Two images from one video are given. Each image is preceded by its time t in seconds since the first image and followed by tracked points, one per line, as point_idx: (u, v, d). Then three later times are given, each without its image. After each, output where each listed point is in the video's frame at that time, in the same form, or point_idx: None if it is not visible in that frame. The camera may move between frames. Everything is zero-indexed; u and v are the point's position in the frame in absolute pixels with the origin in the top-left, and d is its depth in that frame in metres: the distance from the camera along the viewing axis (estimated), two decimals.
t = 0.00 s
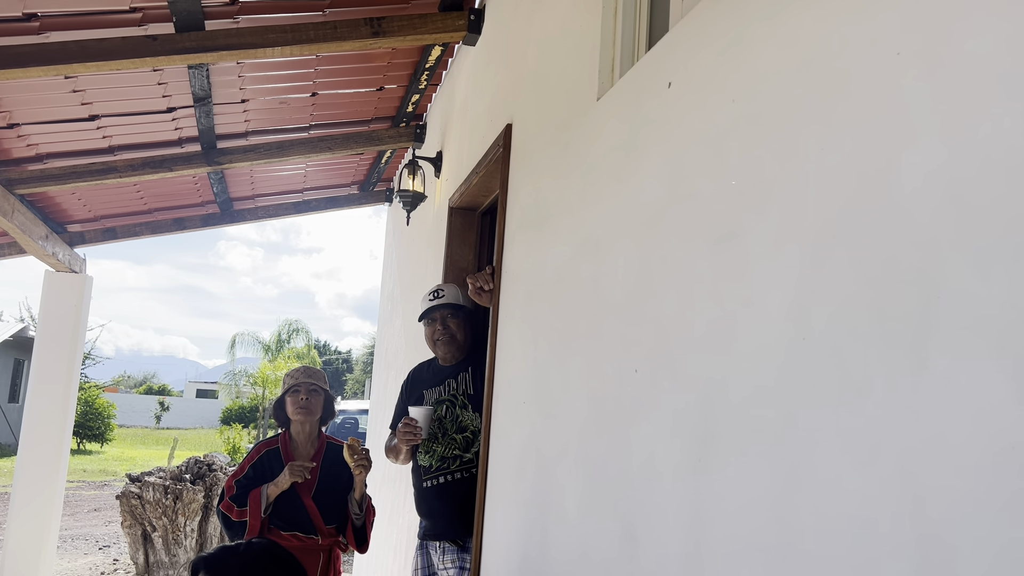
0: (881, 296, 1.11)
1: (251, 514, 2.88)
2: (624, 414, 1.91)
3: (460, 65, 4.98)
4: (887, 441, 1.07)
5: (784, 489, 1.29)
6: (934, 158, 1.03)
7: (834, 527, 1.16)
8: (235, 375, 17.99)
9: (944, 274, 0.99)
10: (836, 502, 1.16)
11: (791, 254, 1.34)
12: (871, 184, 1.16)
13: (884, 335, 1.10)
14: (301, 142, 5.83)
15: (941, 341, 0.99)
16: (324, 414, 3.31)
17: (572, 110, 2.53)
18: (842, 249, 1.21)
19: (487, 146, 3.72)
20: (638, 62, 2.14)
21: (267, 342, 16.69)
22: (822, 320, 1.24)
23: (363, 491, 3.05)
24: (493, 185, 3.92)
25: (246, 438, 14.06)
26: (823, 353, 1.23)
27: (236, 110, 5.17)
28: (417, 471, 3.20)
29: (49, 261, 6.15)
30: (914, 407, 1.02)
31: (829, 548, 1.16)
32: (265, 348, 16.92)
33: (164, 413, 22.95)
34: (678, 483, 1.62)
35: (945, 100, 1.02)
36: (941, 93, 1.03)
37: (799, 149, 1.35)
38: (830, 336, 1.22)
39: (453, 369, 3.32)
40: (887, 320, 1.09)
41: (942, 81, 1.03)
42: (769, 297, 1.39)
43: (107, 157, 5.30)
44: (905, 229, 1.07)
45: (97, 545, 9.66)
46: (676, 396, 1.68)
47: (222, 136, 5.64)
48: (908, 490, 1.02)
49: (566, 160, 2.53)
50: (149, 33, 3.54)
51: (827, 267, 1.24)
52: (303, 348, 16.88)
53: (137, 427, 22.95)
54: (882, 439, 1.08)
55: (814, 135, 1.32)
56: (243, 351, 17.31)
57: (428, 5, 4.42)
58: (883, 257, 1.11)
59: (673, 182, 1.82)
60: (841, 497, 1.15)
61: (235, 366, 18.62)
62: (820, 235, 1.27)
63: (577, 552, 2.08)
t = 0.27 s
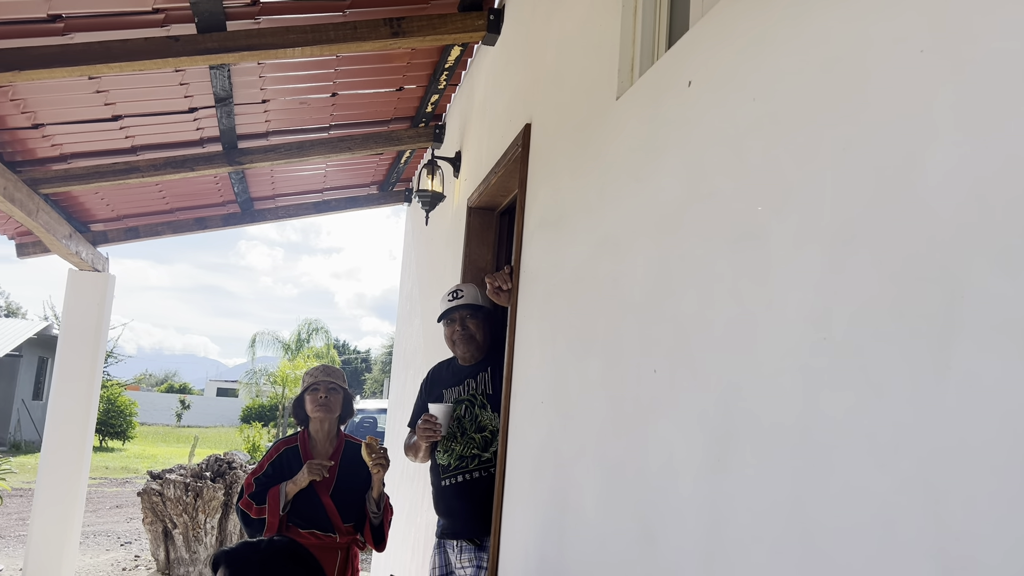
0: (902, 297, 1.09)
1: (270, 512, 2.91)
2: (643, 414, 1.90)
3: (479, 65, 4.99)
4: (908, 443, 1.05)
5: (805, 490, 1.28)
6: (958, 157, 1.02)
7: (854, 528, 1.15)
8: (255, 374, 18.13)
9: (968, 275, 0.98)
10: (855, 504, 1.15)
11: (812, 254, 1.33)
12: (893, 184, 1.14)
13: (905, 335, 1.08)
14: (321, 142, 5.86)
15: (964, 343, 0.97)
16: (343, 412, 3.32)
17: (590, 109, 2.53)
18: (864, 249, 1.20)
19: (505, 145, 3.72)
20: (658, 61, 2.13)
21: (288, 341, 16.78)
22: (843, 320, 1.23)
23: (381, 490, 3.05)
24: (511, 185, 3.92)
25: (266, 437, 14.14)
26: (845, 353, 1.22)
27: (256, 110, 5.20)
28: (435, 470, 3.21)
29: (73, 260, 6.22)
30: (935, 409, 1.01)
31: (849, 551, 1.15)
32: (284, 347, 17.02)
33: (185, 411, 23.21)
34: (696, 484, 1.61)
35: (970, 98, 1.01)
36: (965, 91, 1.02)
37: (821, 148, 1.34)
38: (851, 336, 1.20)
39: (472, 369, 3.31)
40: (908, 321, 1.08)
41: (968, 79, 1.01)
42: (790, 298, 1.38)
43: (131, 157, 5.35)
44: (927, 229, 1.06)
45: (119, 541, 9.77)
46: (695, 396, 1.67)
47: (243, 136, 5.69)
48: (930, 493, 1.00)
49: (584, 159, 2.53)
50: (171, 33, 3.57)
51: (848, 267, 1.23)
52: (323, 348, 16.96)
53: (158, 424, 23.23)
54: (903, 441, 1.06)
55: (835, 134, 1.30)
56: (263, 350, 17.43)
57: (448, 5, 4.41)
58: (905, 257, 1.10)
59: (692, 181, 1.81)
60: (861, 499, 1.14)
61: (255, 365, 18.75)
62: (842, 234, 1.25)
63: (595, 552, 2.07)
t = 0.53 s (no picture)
0: (943, 292, 1.07)
1: (306, 506, 2.94)
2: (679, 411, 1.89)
3: (514, 64, 5.00)
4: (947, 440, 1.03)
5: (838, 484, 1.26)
6: (1001, 149, 0.99)
7: (889, 522, 1.13)
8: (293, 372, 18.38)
9: (1011, 269, 0.95)
10: (891, 502, 1.13)
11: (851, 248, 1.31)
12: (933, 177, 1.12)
13: (945, 331, 1.06)
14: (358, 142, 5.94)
15: (1008, 339, 0.95)
16: (379, 409, 3.32)
17: (627, 106, 2.53)
18: (903, 242, 1.17)
19: (541, 143, 3.73)
20: (695, 57, 2.12)
21: (325, 340, 16.94)
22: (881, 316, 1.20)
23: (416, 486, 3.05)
24: (546, 183, 3.94)
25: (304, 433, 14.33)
26: (883, 346, 1.19)
27: (296, 110, 5.27)
28: (470, 466, 3.20)
29: (118, 258, 6.33)
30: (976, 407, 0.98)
31: (885, 550, 1.13)
32: (322, 346, 17.21)
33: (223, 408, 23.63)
34: (732, 480, 1.60)
35: (1015, 88, 0.98)
36: (1010, 81, 0.99)
37: (860, 141, 1.31)
38: (888, 332, 1.18)
39: (508, 366, 3.32)
40: (948, 316, 1.05)
41: (1014, 69, 0.98)
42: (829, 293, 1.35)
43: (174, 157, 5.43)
44: (969, 222, 1.03)
45: (160, 534, 9.99)
46: (731, 392, 1.65)
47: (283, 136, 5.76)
48: (970, 492, 0.98)
49: (620, 156, 2.53)
50: (214, 35, 3.63)
51: (887, 260, 1.20)
52: (360, 346, 17.12)
53: (198, 420, 23.71)
54: (942, 438, 1.04)
55: (875, 127, 1.28)
56: (300, 348, 17.64)
57: (484, 5, 4.39)
58: (945, 252, 1.07)
59: (730, 177, 1.79)
60: (897, 497, 1.12)
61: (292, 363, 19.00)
62: (882, 224, 1.23)
63: (629, 548, 2.07)
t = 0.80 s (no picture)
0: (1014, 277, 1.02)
1: (380, 493, 3.03)
2: (746, 400, 1.86)
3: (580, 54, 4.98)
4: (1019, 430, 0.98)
5: (905, 476, 1.22)
6: None
7: (957, 513, 1.09)
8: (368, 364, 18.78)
9: None
10: (960, 492, 1.09)
11: (916, 230, 1.25)
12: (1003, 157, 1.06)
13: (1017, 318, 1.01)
14: (428, 137, 6.04)
15: None
16: (449, 397, 3.37)
17: (692, 94, 2.50)
18: (971, 224, 1.12)
19: (607, 133, 3.72)
20: (761, 42, 2.08)
21: (399, 332, 17.22)
22: (947, 301, 1.15)
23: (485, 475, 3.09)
24: (612, 173, 3.92)
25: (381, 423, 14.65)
26: (951, 332, 1.14)
27: (367, 107, 5.39)
28: (539, 455, 3.21)
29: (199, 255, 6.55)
30: None
31: (954, 541, 1.09)
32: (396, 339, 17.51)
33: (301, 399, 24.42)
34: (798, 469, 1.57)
35: None
36: None
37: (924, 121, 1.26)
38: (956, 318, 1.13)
39: (576, 356, 3.32)
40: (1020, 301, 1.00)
41: None
42: (894, 279, 1.30)
43: (251, 155, 5.62)
44: None
45: (245, 519, 10.42)
46: (797, 380, 1.62)
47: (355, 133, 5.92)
48: None
49: (685, 145, 2.50)
50: (287, 36, 3.70)
51: (954, 243, 1.15)
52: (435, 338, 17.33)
53: (276, 412, 24.58)
54: (1014, 427, 0.99)
55: (939, 106, 1.22)
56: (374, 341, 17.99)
57: None
58: (1017, 235, 1.02)
59: (797, 165, 1.74)
60: (966, 488, 1.07)
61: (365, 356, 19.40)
62: (948, 207, 1.17)
63: (695, 537, 2.06)
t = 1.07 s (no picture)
0: None
1: (473, 467, 3.13)
2: (827, 378, 1.77)
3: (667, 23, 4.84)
4: None
5: (988, 468, 1.12)
6: None
7: None
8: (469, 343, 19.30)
9: None
10: None
11: (1005, 188, 1.14)
12: None
13: None
14: (515, 115, 6.07)
15: None
16: (539, 375, 3.43)
17: (775, 60, 2.37)
18: None
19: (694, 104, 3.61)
20: None
21: (497, 311, 17.54)
22: None
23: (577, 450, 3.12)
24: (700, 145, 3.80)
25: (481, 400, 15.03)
26: None
27: (455, 88, 5.49)
28: (629, 431, 3.20)
29: (303, 240, 6.90)
30: None
31: None
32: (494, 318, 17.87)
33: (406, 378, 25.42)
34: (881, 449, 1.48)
35: None
36: None
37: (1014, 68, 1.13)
38: None
39: (667, 334, 3.28)
40: None
41: None
42: (981, 244, 1.19)
43: (347, 141, 5.86)
44: None
45: (354, 493, 11.03)
46: (880, 354, 1.52)
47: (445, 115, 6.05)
48: None
49: (769, 113, 2.38)
50: (373, 21, 3.82)
51: None
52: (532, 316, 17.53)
53: (385, 389, 25.76)
54: None
55: None
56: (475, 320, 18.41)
57: None
58: None
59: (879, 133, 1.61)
60: None
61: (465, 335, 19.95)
62: None
63: (781, 518, 1.98)
